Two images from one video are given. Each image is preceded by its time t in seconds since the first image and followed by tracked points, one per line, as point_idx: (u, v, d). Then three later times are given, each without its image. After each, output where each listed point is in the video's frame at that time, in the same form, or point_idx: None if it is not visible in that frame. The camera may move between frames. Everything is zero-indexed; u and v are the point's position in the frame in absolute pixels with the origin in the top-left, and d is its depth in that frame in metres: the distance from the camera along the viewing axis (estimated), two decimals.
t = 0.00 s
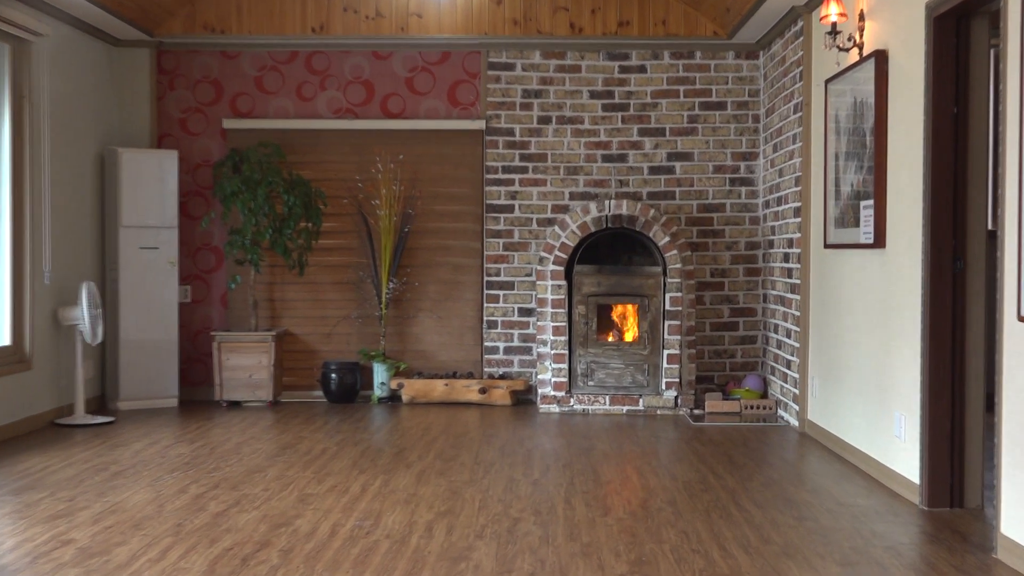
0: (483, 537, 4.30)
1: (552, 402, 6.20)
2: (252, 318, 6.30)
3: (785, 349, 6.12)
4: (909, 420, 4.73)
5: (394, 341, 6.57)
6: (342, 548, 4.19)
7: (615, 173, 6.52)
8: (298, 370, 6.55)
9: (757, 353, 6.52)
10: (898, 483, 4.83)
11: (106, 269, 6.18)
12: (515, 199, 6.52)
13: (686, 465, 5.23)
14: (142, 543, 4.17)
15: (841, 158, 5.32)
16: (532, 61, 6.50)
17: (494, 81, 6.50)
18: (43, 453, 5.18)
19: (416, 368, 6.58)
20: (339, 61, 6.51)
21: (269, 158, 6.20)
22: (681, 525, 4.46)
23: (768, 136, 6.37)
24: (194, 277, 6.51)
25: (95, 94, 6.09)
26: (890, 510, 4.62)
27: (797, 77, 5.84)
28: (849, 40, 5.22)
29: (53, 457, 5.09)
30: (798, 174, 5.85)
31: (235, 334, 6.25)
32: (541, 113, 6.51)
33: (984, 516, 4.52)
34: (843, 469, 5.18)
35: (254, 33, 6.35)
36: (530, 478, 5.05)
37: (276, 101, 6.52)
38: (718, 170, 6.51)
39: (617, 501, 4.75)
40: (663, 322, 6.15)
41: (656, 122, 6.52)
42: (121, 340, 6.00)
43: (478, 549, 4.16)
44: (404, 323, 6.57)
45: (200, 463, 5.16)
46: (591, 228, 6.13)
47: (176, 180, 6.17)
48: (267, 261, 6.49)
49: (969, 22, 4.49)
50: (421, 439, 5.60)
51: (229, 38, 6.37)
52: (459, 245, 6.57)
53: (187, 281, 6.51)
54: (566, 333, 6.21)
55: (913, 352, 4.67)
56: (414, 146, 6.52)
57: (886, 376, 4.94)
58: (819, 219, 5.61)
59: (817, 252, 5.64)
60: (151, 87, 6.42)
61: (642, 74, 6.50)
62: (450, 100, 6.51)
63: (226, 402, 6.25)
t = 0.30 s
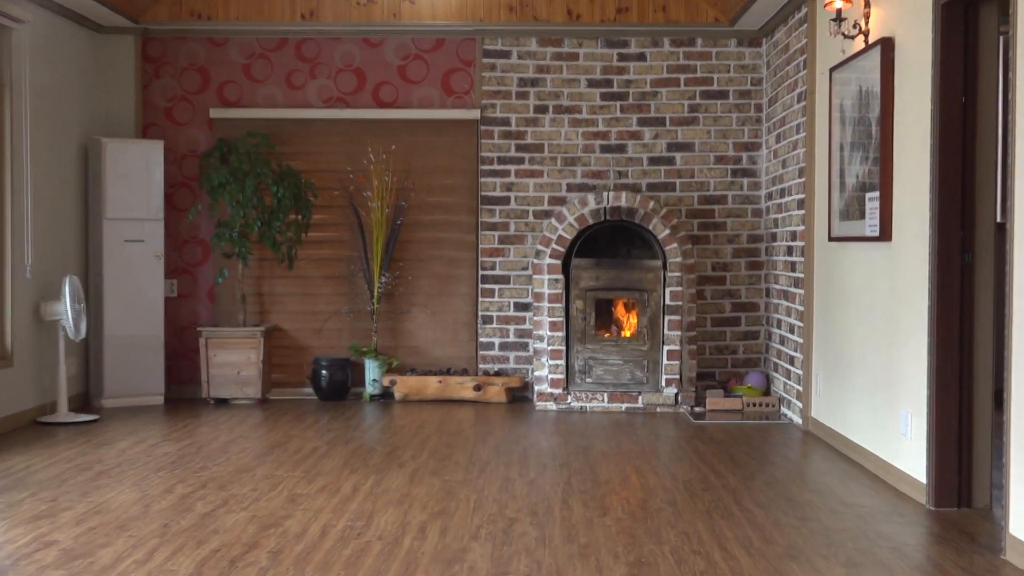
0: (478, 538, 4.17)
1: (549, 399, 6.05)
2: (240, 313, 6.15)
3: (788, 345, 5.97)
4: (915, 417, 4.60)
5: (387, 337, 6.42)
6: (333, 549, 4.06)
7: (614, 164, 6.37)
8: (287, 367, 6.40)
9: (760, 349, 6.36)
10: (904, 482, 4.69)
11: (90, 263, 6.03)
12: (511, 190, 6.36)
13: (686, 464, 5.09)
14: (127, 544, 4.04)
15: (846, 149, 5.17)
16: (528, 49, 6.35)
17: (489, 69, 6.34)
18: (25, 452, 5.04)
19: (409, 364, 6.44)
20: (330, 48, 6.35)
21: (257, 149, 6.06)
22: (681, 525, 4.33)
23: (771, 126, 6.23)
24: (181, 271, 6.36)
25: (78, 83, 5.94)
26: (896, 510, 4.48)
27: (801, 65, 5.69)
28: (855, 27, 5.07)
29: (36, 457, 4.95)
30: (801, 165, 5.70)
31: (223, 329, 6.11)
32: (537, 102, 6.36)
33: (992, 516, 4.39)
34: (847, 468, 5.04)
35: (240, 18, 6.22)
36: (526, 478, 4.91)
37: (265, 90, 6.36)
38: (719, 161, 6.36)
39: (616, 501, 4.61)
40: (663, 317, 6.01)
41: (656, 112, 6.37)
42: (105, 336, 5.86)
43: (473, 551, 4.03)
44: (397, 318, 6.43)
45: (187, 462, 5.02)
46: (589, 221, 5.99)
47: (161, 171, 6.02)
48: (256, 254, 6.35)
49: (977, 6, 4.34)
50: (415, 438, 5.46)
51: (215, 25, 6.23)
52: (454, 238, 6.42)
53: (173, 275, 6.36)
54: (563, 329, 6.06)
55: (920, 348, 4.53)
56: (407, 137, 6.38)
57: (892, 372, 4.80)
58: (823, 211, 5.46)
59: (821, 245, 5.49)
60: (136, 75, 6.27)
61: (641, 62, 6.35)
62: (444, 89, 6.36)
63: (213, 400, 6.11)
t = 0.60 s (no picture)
0: (473, 538, 4.04)
1: (545, 395, 5.92)
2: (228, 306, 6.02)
3: (791, 339, 5.84)
4: (922, 413, 4.47)
5: (379, 331, 6.29)
6: (324, 549, 3.94)
7: (613, 153, 6.23)
8: (277, 362, 6.27)
9: (762, 343, 6.23)
10: (910, 480, 4.57)
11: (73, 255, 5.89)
12: (507, 180, 6.23)
13: (686, 461, 4.96)
14: (112, 544, 3.92)
15: (851, 137, 5.03)
16: (525, 35, 6.20)
17: (484, 55, 6.20)
18: (7, 450, 4.90)
19: (402, 359, 6.30)
20: (320, 34, 6.21)
21: (246, 137, 5.92)
22: (682, 524, 4.20)
23: (775, 115, 6.08)
24: (167, 263, 6.22)
25: (60, 70, 5.79)
26: (902, 508, 4.35)
27: (805, 51, 5.55)
28: (860, 12, 4.92)
29: (18, 455, 4.81)
30: (805, 154, 5.56)
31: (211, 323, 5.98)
32: (533, 89, 6.22)
33: (1001, 514, 4.25)
34: (851, 464, 4.91)
35: (229, 4, 6.06)
36: (523, 475, 4.77)
37: (253, 76, 6.22)
38: (721, 150, 6.22)
39: (614, 499, 4.48)
40: (663, 310, 5.88)
41: (656, 99, 6.22)
42: (89, 330, 5.73)
43: (468, 551, 3.90)
44: (389, 311, 6.29)
45: (174, 460, 4.88)
46: (587, 211, 5.86)
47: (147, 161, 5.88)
48: (244, 246, 6.21)
49: None
50: (408, 434, 5.33)
51: (203, 10, 6.08)
52: (447, 230, 6.29)
53: (159, 268, 6.22)
54: (560, 322, 5.93)
55: (927, 342, 4.40)
56: (400, 125, 6.24)
57: (898, 367, 4.68)
58: (828, 201, 5.32)
59: (825, 236, 5.36)
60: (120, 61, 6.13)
61: (640, 48, 6.20)
62: (438, 76, 6.22)
63: (200, 395, 5.97)
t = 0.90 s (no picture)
0: (467, 535, 3.91)
1: (541, 388, 5.79)
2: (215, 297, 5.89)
3: (794, 331, 5.69)
4: (928, 406, 4.34)
5: (370, 322, 6.16)
6: (314, 546, 3.81)
7: (611, 139, 6.08)
8: (265, 354, 6.13)
9: (764, 334, 6.09)
10: (916, 475, 4.44)
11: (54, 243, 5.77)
12: (502, 167, 6.09)
13: (686, 456, 4.83)
14: (95, 542, 3.79)
15: (855, 123, 4.89)
16: (520, 18, 6.06)
17: (478, 39, 6.07)
18: None
19: (394, 351, 6.17)
20: (309, 17, 6.06)
21: (233, 123, 5.79)
22: (681, 520, 4.08)
23: (777, 100, 5.94)
24: (152, 252, 6.09)
25: (41, 55, 5.65)
26: (907, 504, 4.22)
27: (809, 34, 5.41)
28: None
29: None
30: (808, 141, 5.42)
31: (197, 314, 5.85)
32: (529, 74, 6.07)
33: (1010, 510, 4.12)
34: (855, 459, 4.79)
35: None
36: (518, 470, 4.64)
37: (241, 60, 6.07)
38: (722, 136, 6.08)
39: (612, 495, 4.35)
40: (662, 301, 5.75)
41: (655, 84, 6.07)
42: (72, 320, 5.61)
43: (462, 548, 3.77)
44: (381, 302, 6.15)
45: (159, 455, 4.75)
46: (584, 199, 5.72)
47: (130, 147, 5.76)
48: (232, 235, 6.08)
49: None
50: (400, 428, 5.20)
51: None
52: (441, 218, 6.15)
53: (144, 257, 6.08)
54: (557, 314, 5.79)
55: (933, 333, 4.27)
56: (392, 110, 6.09)
57: (903, 358, 4.55)
58: (832, 188, 5.19)
59: (829, 225, 5.22)
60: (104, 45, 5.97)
61: (639, 32, 6.06)
62: (431, 60, 6.08)
63: (186, 389, 5.83)
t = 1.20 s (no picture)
0: (458, 534, 3.78)
1: (535, 383, 5.66)
2: (199, 290, 5.76)
3: (795, 324, 5.55)
4: (933, 402, 4.21)
5: (359, 316, 6.03)
6: (301, 546, 3.68)
7: (607, 127, 5.92)
8: (250, 349, 6.00)
9: (765, 328, 5.95)
10: (920, 472, 4.31)
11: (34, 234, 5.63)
12: (495, 155, 5.94)
13: (684, 453, 4.70)
14: (75, 542, 3.66)
15: (859, 110, 4.75)
16: (514, 2, 5.89)
17: (470, 23, 5.91)
18: None
19: (383, 346, 6.04)
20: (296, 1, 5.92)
21: (217, 110, 5.65)
22: (679, 519, 3.95)
23: (779, 86, 5.78)
24: (134, 243, 5.95)
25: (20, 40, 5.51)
26: (910, 502, 4.10)
27: (811, 18, 5.25)
28: None
29: None
30: (810, 128, 5.27)
31: (180, 307, 5.72)
32: (522, 59, 5.91)
33: (1017, 509, 4.00)
34: (857, 456, 4.66)
35: None
36: (511, 468, 4.51)
37: (225, 45, 5.93)
38: (721, 124, 5.92)
39: (608, 493, 4.22)
40: (660, 294, 5.62)
41: (653, 70, 5.91)
42: (51, 313, 5.48)
43: (453, 548, 3.64)
44: (370, 295, 6.02)
45: (142, 453, 4.60)
46: (579, 188, 5.59)
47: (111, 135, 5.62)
48: (216, 226, 5.95)
49: None
50: (389, 425, 5.06)
51: None
52: (431, 209, 6.01)
53: (126, 249, 5.94)
54: (551, 307, 5.67)
55: (938, 325, 4.14)
56: (381, 97, 5.96)
57: (906, 351, 4.42)
58: (834, 177, 5.05)
59: (831, 215, 5.09)
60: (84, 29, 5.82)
61: (636, 16, 5.89)
62: (421, 45, 5.94)
63: (169, 384, 5.70)
